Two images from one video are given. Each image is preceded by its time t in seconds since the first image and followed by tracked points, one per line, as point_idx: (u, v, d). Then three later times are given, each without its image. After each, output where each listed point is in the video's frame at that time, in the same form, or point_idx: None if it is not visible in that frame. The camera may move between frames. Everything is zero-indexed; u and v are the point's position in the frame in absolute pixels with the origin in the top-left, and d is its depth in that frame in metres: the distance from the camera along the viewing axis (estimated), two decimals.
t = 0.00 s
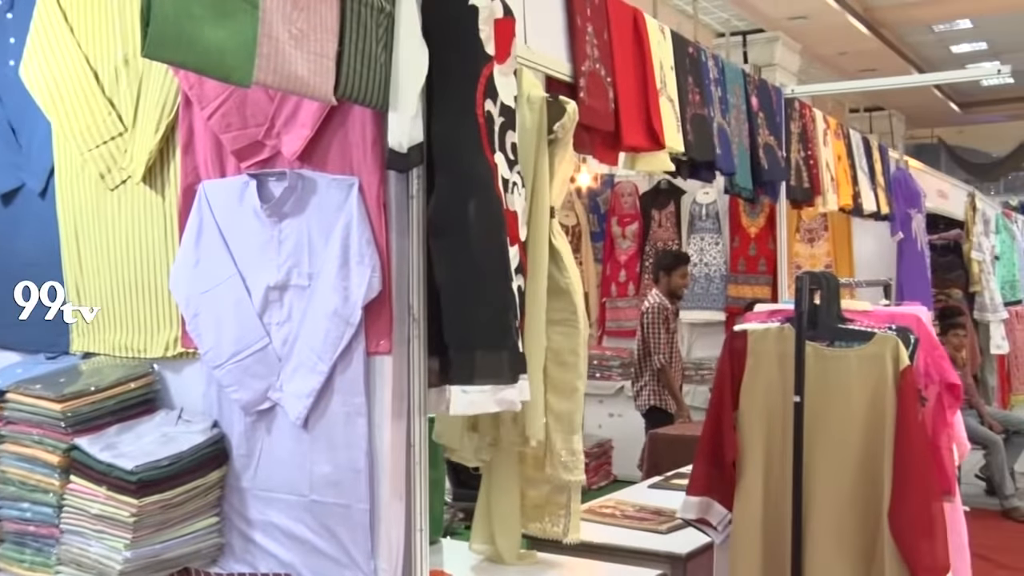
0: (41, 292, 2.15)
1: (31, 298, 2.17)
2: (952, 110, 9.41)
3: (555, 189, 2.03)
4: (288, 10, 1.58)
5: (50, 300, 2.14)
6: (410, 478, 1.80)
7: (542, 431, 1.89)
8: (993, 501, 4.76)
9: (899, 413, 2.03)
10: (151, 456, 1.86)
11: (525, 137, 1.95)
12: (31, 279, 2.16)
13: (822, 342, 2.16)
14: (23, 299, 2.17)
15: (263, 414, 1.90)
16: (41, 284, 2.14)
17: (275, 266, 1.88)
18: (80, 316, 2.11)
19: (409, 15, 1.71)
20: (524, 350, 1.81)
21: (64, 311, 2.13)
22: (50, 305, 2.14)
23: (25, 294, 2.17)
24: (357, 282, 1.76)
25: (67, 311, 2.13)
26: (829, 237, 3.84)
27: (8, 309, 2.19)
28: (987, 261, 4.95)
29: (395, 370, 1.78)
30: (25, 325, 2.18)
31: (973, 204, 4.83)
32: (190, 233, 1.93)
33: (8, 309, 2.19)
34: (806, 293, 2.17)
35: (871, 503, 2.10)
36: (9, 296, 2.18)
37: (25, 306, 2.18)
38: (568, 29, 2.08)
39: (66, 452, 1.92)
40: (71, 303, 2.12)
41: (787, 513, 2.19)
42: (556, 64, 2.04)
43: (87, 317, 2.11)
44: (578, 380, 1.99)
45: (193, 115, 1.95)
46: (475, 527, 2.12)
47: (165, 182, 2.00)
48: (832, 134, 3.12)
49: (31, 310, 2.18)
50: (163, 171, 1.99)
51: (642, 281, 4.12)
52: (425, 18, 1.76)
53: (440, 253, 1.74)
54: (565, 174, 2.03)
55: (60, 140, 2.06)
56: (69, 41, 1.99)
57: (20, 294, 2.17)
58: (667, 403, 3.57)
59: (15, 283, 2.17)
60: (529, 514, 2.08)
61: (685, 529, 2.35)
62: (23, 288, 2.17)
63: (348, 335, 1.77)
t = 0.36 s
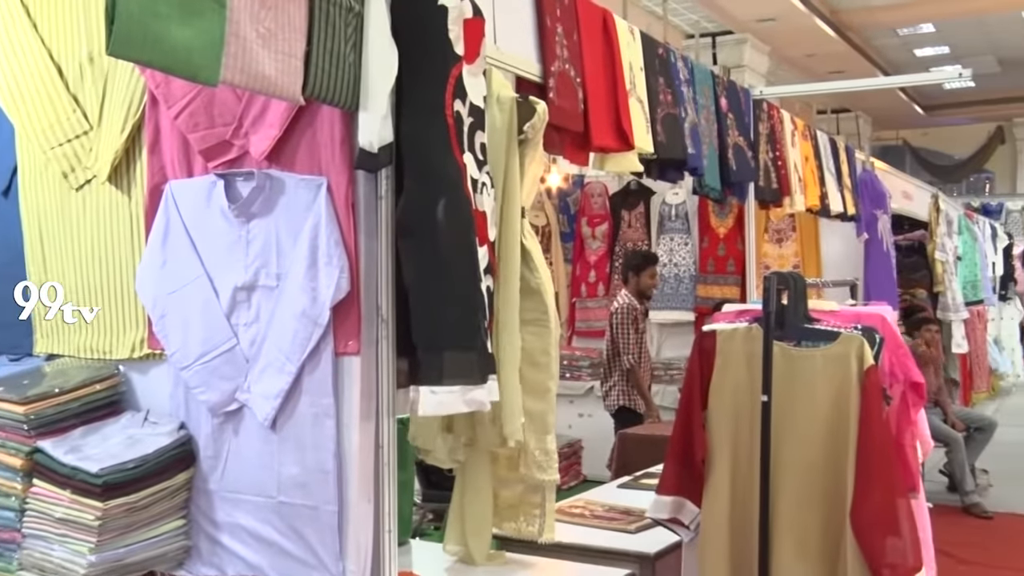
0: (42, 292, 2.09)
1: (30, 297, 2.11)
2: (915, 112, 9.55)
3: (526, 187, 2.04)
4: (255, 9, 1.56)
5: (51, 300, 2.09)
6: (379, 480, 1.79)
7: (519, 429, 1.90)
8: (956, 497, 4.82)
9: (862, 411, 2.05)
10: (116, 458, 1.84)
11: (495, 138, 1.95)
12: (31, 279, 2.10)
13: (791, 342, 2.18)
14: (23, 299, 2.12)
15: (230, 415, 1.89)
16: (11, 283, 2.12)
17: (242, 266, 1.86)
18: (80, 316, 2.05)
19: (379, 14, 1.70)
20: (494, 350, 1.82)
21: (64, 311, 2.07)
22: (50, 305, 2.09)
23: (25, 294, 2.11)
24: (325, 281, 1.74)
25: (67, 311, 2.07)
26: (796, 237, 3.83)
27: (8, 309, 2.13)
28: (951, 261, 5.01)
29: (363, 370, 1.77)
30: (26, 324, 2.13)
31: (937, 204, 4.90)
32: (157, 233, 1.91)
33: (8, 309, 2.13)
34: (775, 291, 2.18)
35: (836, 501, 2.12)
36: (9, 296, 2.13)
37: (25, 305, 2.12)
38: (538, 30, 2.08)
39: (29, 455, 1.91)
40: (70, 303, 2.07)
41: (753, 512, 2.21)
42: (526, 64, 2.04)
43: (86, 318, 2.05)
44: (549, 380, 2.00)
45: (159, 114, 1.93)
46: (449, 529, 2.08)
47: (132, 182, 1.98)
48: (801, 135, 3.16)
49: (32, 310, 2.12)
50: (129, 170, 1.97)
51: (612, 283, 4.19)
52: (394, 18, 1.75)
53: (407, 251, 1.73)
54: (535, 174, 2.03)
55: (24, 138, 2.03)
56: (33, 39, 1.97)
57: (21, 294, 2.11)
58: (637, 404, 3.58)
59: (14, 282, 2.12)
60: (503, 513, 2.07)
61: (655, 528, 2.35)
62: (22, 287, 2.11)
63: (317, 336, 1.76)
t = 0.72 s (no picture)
0: (42, 293, 2.02)
1: (30, 298, 2.04)
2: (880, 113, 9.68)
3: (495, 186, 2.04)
4: (221, 6, 1.55)
5: (51, 300, 2.02)
6: (347, 481, 1.78)
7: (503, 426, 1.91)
8: (918, 493, 4.88)
9: (825, 409, 2.07)
10: (80, 460, 1.83)
11: (463, 137, 1.95)
12: (30, 279, 2.03)
13: (757, 339, 2.20)
14: (24, 299, 2.04)
15: (197, 415, 1.86)
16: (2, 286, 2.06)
17: (208, 264, 1.83)
18: (80, 316, 1.99)
19: (346, 12, 1.69)
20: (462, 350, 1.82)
21: (64, 312, 2.01)
22: (50, 305, 2.01)
23: (25, 294, 2.04)
24: (292, 280, 1.72)
25: (67, 311, 2.00)
26: (763, 237, 3.80)
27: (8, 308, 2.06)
28: (915, 261, 5.07)
29: (331, 369, 1.75)
30: (25, 324, 2.06)
31: (901, 204, 4.96)
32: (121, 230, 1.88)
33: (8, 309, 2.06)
34: (740, 291, 2.20)
35: (800, 491, 2.14)
36: (8, 296, 2.06)
37: (24, 306, 2.05)
38: (506, 29, 2.08)
39: None
40: (71, 303, 2.00)
41: (720, 507, 2.24)
42: (493, 63, 2.04)
43: (87, 317, 1.99)
44: (517, 379, 2.01)
45: (123, 111, 1.91)
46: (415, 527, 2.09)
47: (95, 180, 1.95)
48: (767, 135, 3.19)
49: (31, 310, 2.05)
50: (92, 168, 1.95)
51: (580, 281, 4.24)
52: (362, 17, 1.75)
53: (373, 251, 1.73)
54: (503, 173, 2.03)
55: None
56: None
57: (21, 293, 2.04)
58: (604, 402, 3.59)
59: (13, 283, 2.05)
60: (469, 512, 2.07)
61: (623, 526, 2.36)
62: (22, 288, 2.04)
63: (284, 335, 1.74)
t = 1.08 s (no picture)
0: (42, 292, 1.95)
1: (30, 297, 1.96)
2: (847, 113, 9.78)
3: (464, 183, 2.04)
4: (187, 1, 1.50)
5: (51, 299, 1.95)
6: (316, 479, 1.76)
7: (468, 424, 1.92)
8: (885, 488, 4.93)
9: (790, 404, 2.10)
10: (43, 459, 1.82)
11: (433, 133, 1.94)
12: (31, 278, 1.96)
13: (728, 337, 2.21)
14: (23, 299, 1.97)
15: (163, 414, 1.84)
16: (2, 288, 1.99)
17: (174, 259, 1.81)
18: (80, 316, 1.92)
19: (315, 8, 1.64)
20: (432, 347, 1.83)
21: (64, 312, 1.93)
22: (50, 305, 1.94)
23: (24, 294, 1.97)
24: (260, 278, 1.71)
25: (67, 311, 1.93)
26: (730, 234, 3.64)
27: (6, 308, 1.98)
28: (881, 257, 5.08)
29: (300, 367, 1.73)
30: (24, 325, 1.98)
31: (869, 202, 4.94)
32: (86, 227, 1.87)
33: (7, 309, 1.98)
34: (710, 287, 2.20)
35: (766, 486, 2.17)
36: (7, 295, 1.98)
37: (24, 306, 1.97)
38: (476, 26, 2.08)
39: None
40: (71, 302, 1.92)
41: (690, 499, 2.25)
42: (462, 60, 2.03)
43: (86, 317, 1.91)
44: (485, 376, 2.00)
45: (88, 106, 1.88)
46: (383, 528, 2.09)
47: (60, 175, 1.93)
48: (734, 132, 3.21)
49: (31, 311, 1.97)
50: (57, 163, 1.93)
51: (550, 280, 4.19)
52: (333, 9, 1.69)
53: (348, 247, 1.72)
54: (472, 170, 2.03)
55: None
56: None
57: (22, 293, 1.96)
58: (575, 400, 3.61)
59: (12, 282, 1.97)
60: (439, 510, 2.08)
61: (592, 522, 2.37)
62: (22, 287, 1.96)
63: (251, 334, 1.72)
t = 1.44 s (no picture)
0: (42, 292, 1.85)
1: (30, 297, 1.86)
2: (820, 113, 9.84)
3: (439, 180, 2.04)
4: None
5: (50, 299, 1.85)
6: (290, 476, 1.75)
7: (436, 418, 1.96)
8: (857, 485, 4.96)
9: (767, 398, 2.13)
10: (12, 457, 1.80)
11: (408, 130, 1.94)
12: (30, 278, 1.85)
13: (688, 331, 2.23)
14: (23, 300, 1.86)
15: (137, 411, 1.83)
16: None
17: (148, 255, 1.80)
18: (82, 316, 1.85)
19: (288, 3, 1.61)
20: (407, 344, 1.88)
21: (65, 312, 1.85)
22: (51, 305, 1.85)
23: (25, 294, 1.86)
24: (234, 274, 1.69)
25: (69, 312, 1.85)
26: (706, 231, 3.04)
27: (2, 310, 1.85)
28: (861, 255, 4.17)
29: (274, 363, 1.72)
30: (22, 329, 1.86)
31: (841, 198, 4.20)
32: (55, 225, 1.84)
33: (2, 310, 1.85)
34: (684, 284, 2.30)
35: (743, 483, 2.17)
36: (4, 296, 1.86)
37: (24, 307, 1.86)
38: (451, 21, 2.08)
39: None
40: (71, 303, 1.85)
41: (665, 505, 2.23)
42: (438, 56, 2.03)
43: (88, 317, 1.84)
44: (461, 372, 2.04)
45: (58, 100, 1.82)
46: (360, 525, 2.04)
47: (29, 171, 1.89)
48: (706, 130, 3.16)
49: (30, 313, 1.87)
50: (26, 156, 1.88)
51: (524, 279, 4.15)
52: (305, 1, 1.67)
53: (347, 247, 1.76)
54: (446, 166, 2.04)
55: None
56: None
57: (23, 292, 1.86)
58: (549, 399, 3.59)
59: (12, 282, 1.86)
60: (416, 507, 2.10)
61: (568, 518, 2.37)
62: (22, 287, 1.85)
63: (225, 330, 1.71)
